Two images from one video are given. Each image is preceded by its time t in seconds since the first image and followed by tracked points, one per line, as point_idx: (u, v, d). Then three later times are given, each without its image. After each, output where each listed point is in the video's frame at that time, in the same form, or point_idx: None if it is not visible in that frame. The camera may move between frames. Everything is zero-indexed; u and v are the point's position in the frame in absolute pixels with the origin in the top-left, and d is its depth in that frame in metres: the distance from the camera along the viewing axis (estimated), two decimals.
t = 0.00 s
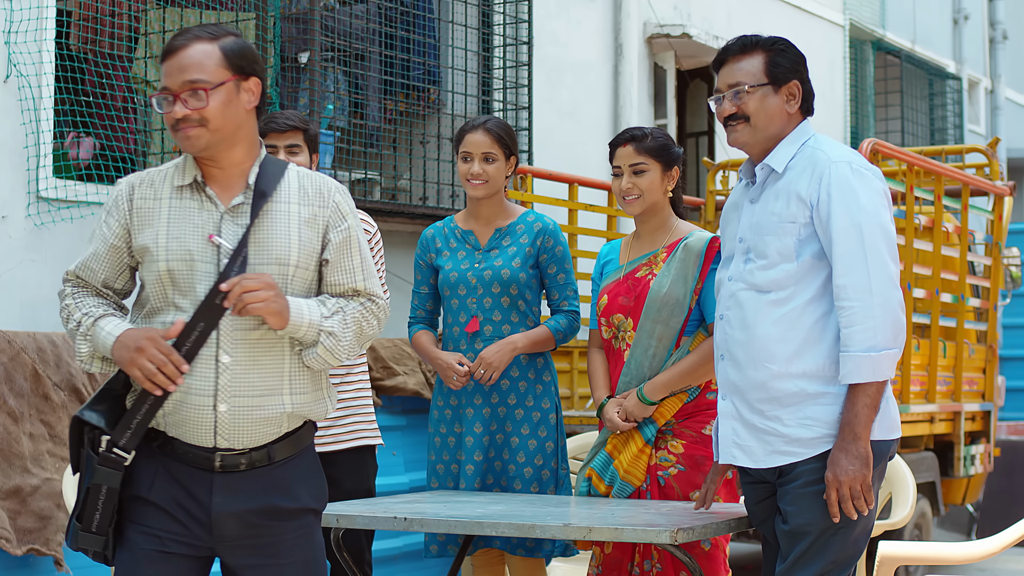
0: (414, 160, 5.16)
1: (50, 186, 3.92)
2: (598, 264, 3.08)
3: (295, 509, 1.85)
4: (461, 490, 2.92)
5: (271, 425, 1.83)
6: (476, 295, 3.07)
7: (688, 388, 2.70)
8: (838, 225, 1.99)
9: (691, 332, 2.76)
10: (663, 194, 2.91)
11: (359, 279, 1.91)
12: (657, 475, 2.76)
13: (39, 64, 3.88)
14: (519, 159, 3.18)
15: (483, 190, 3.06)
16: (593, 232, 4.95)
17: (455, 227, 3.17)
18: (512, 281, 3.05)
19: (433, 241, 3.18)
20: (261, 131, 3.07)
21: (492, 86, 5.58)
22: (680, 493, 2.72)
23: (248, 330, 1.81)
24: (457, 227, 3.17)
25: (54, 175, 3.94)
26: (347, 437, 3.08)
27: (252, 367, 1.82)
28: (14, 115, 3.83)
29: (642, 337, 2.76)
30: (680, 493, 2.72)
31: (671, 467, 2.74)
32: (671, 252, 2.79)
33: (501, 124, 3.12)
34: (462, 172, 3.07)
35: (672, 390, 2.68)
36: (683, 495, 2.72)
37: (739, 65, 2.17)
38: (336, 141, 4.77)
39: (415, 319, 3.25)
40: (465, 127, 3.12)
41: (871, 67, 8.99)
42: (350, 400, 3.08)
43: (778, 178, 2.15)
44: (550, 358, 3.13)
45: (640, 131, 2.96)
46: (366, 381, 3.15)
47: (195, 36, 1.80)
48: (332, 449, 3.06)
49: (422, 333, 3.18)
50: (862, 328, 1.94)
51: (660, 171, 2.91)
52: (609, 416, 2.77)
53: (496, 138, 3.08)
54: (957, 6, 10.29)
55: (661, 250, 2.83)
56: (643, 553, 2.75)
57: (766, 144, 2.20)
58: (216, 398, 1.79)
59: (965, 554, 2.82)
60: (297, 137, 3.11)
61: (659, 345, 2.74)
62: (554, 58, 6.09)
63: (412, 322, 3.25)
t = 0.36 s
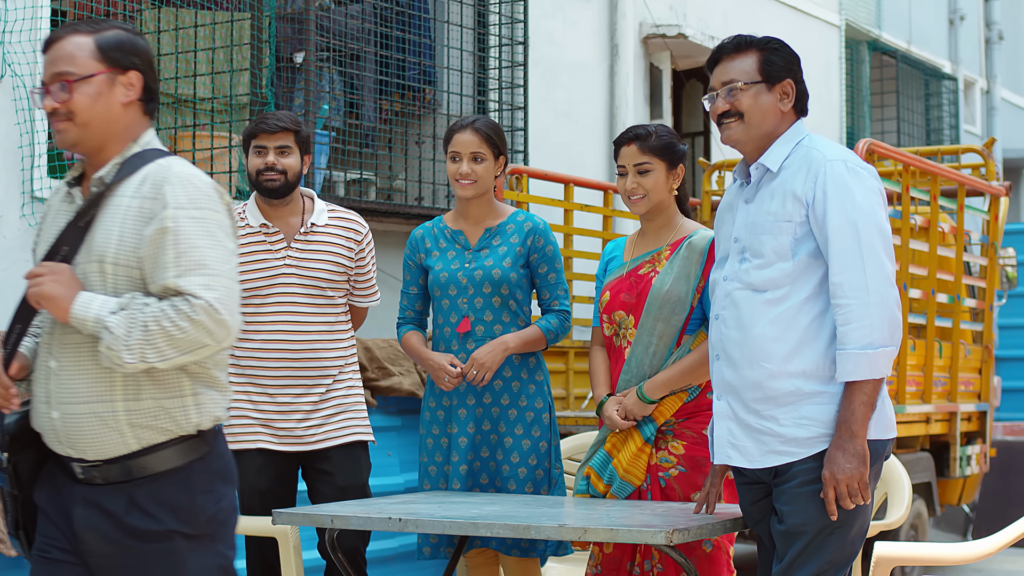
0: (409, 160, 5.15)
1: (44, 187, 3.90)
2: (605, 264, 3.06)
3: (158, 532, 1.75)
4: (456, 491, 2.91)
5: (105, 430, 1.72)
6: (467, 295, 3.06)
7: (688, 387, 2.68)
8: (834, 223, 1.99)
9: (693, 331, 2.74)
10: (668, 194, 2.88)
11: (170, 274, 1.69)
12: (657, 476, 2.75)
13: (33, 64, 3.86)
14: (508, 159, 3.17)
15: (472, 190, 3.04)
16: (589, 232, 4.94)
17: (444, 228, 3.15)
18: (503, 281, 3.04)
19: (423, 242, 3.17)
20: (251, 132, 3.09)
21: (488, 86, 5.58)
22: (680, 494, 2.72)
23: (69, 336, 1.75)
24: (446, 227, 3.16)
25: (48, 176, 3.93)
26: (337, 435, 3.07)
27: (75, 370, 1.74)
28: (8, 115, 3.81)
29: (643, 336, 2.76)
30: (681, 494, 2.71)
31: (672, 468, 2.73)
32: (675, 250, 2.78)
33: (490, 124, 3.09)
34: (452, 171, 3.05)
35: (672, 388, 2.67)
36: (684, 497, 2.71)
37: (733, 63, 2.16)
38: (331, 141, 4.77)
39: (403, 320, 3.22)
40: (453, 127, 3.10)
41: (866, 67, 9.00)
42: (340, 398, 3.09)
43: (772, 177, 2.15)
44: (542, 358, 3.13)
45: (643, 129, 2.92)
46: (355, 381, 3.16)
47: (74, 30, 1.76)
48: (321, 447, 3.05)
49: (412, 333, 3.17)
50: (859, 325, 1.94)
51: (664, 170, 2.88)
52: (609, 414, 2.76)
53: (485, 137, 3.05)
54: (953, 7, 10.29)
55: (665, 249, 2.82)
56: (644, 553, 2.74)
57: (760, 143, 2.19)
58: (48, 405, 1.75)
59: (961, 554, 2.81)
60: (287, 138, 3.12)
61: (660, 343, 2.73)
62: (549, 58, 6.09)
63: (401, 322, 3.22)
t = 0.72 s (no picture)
0: (404, 162, 5.14)
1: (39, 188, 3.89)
2: (608, 264, 3.06)
3: None
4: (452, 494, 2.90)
5: None
6: (459, 296, 3.05)
7: (688, 390, 2.67)
8: (830, 223, 1.98)
9: (694, 334, 2.73)
10: (674, 197, 2.86)
11: None
12: (656, 479, 2.74)
13: (28, 65, 3.86)
14: (502, 160, 3.14)
15: (464, 192, 3.04)
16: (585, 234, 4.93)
17: (439, 230, 3.15)
18: (496, 282, 3.03)
19: (417, 244, 3.16)
20: (261, 132, 3.07)
21: (483, 88, 5.57)
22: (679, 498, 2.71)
23: None
24: (440, 229, 3.15)
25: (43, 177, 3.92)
26: (345, 439, 3.07)
27: None
28: (3, 115, 3.80)
29: (643, 337, 2.75)
30: (680, 497, 2.70)
31: (670, 472, 2.72)
32: (678, 252, 2.77)
33: (483, 126, 3.08)
34: (445, 173, 3.04)
35: (672, 391, 2.66)
36: (683, 500, 2.70)
37: (733, 65, 2.16)
38: (327, 142, 4.77)
39: (398, 323, 3.21)
40: (446, 127, 3.08)
41: (863, 69, 9.00)
42: (348, 403, 3.09)
43: (770, 178, 2.14)
44: (535, 360, 3.12)
45: (646, 131, 2.84)
46: (361, 385, 3.15)
47: None
48: (330, 451, 3.05)
49: (406, 336, 3.15)
50: (852, 326, 1.93)
51: (669, 175, 2.83)
52: (607, 414, 2.76)
53: (477, 139, 3.04)
54: (950, 8, 10.30)
55: (668, 250, 2.80)
56: (643, 557, 2.71)
57: (759, 144, 2.18)
58: None
59: (958, 556, 2.81)
60: (297, 139, 3.09)
61: (660, 345, 2.73)
62: (545, 60, 6.09)
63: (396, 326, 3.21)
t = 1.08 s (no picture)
0: (399, 165, 5.14)
1: (33, 192, 3.87)
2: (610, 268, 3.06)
3: None
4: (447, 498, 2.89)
5: None
6: (457, 299, 3.04)
7: (689, 396, 2.66)
8: (816, 223, 1.98)
9: (696, 340, 2.71)
10: (677, 202, 2.84)
11: None
12: (658, 485, 2.74)
13: (22, 68, 3.87)
14: (500, 164, 3.14)
15: (461, 195, 3.03)
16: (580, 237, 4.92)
17: (437, 233, 3.14)
18: (493, 285, 3.02)
19: (415, 247, 3.14)
20: (292, 137, 3.05)
21: (479, 91, 5.56)
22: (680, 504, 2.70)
23: None
24: (438, 232, 3.14)
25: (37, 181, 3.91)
26: (357, 445, 3.06)
27: None
28: None
29: (645, 342, 2.73)
30: (681, 503, 2.70)
31: (672, 478, 2.71)
32: (681, 256, 2.75)
33: (480, 129, 3.07)
34: (442, 176, 3.04)
35: (673, 397, 2.64)
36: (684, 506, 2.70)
37: (731, 67, 2.15)
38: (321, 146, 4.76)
39: (397, 326, 3.16)
40: (443, 129, 3.08)
41: (858, 72, 9.01)
42: (360, 410, 3.08)
43: (764, 179, 2.14)
44: (533, 364, 3.10)
45: (652, 134, 2.83)
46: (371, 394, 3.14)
47: None
48: (340, 456, 3.04)
49: (404, 340, 3.11)
50: (834, 326, 1.93)
51: (674, 180, 2.82)
52: (608, 420, 2.74)
53: (475, 142, 3.03)
54: (945, 12, 10.32)
55: (672, 255, 2.79)
56: (642, 562, 2.70)
57: (755, 146, 2.18)
58: None
59: (953, 560, 2.78)
60: (327, 146, 3.07)
61: (661, 350, 2.71)
62: (540, 63, 6.09)
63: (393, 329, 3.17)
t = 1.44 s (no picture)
0: (399, 166, 5.13)
1: (31, 193, 3.86)
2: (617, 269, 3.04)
3: None
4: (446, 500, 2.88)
5: None
6: (461, 301, 3.03)
7: (687, 397, 2.64)
8: (810, 222, 1.97)
9: (695, 342, 2.70)
10: (680, 202, 2.83)
11: None
12: (656, 486, 2.72)
13: (20, 69, 3.86)
14: (507, 165, 3.13)
15: (466, 195, 3.02)
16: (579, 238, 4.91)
17: (443, 234, 3.13)
18: (498, 287, 3.01)
19: (421, 248, 3.14)
20: (297, 139, 3.06)
21: (478, 92, 5.56)
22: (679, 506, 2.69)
23: None
24: (444, 233, 3.13)
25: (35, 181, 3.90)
26: (352, 449, 3.05)
27: None
28: None
29: (643, 343, 2.73)
30: (679, 505, 2.68)
31: (670, 480, 2.69)
32: (683, 258, 2.74)
33: (486, 128, 3.07)
34: (447, 176, 3.03)
35: (669, 399, 2.63)
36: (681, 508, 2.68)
37: (731, 66, 2.14)
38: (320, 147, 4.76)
39: (403, 327, 3.18)
40: (448, 129, 3.07)
41: (858, 73, 9.01)
42: (357, 413, 3.07)
43: (762, 177, 2.13)
44: (537, 366, 3.10)
45: (662, 134, 2.85)
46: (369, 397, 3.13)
47: None
48: (336, 460, 3.03)
49: (409, 341, 3.11)
50: (827, 326, 1.92)
51: (678, 179, 2.81)
52: (606, 420, 2.74)
53: (480, 142, 3.03)
54: (945, 13, 10.31)
55: (674, 257, 2.77)
56: (644, 563, 2.68)
57: (755, 145, 2.17)
58: None
59: (955, 564, 2.77)
60: (330, 150, 3.07)
61: (659, 351, 2.70)
62: (540, 64, 6.09)
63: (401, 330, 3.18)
